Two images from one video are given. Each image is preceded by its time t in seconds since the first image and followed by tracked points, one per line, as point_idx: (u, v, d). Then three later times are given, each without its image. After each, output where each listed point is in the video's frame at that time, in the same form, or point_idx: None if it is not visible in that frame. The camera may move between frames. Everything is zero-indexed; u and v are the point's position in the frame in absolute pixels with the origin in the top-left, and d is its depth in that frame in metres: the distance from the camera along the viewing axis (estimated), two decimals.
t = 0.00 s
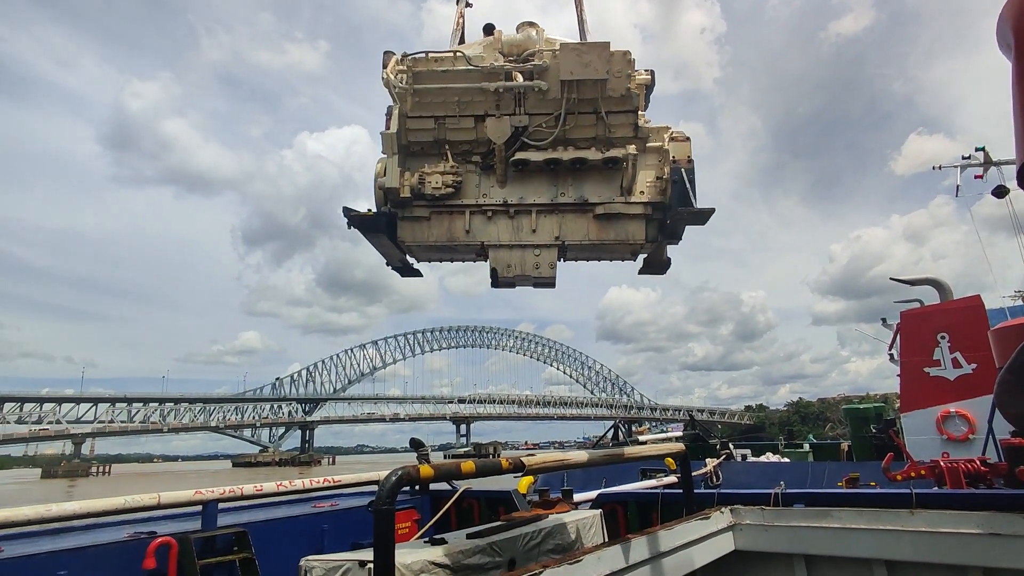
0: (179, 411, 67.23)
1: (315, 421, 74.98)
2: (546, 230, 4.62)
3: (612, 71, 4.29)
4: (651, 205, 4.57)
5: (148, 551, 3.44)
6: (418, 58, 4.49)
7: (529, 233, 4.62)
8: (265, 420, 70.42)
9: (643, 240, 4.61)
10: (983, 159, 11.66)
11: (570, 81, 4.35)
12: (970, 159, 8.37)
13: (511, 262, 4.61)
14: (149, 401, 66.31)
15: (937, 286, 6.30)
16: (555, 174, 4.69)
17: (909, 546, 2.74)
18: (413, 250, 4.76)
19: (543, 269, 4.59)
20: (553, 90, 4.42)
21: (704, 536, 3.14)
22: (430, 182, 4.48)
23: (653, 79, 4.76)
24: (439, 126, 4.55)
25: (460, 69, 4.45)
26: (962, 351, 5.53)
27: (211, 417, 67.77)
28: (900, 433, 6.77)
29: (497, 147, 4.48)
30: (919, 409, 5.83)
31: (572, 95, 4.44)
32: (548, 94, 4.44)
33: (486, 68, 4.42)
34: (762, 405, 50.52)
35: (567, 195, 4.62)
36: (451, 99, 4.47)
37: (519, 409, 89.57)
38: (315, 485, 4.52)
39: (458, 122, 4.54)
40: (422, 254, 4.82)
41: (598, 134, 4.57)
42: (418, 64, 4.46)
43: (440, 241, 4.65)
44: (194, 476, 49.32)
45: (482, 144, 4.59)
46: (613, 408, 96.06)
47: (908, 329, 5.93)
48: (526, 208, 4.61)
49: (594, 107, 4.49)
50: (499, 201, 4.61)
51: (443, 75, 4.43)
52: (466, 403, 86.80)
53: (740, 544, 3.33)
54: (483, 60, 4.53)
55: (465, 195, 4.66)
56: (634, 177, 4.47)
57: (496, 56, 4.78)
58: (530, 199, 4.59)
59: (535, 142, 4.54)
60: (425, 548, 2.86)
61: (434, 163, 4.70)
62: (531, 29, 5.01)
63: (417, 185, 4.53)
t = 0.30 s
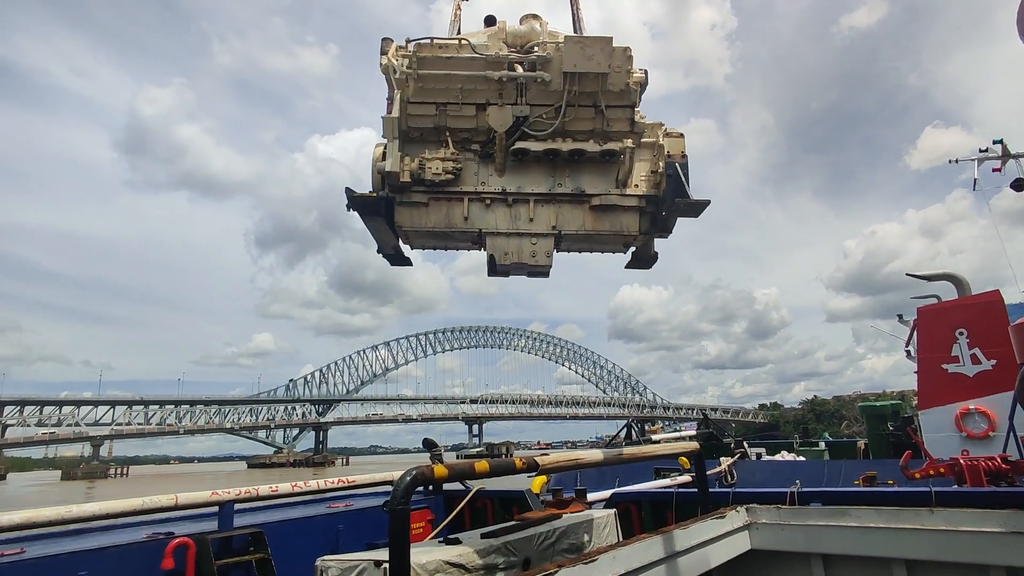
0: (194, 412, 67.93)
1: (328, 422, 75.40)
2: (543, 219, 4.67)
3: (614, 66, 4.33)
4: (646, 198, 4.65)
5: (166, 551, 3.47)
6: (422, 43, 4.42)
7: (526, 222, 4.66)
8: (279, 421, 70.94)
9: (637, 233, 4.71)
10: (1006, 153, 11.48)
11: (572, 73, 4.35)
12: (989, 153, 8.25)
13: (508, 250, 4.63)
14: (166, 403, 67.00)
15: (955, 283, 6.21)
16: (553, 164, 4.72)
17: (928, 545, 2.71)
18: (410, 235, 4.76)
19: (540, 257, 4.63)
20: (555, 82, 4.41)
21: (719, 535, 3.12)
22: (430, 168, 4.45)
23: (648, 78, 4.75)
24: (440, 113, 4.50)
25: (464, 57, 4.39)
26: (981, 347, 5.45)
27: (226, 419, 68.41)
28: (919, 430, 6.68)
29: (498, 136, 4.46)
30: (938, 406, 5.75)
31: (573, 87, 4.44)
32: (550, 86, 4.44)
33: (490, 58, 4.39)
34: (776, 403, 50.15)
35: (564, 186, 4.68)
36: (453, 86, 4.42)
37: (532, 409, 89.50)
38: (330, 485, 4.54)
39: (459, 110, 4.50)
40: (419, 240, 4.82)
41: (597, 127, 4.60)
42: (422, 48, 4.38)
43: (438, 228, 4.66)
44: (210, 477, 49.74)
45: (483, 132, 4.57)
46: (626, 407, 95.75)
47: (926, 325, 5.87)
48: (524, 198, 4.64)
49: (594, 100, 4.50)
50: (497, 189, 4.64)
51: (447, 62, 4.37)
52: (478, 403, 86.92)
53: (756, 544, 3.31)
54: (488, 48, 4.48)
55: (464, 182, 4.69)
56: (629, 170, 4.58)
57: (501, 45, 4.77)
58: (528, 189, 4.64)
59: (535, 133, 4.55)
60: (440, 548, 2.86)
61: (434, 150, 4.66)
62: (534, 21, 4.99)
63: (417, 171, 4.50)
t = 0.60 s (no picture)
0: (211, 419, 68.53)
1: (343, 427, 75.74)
2: (542, 217, 4.73)
3: (615, 69, 4.42)
4: (642, 199, 4.77)
5: (186, 557, 3.48)
6: (427, 38, 4.44)
7: (525, 219, 4.70)
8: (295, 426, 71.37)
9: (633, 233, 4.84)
10: None
11: (574, 75, 4.44)
12: (1008, 149, 8.12)
13: (507, 246, 4.65)
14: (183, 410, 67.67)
15: (976, 281, 6.12)
16: (551, 163, 4.80)
17: (953, 549, 2.65)
18: (408, 230, 4.72)
19: (537, 253, 4.66)
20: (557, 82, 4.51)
21: (738, 539, 3.09)
22: (432, 162, 4.45)
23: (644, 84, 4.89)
24: (442, 108, 4.53)
25: (469, 54, 4.44)
26: (1003, 346, 5.34)
27: (243, 425, 68.94)
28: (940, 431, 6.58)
29: (499, 133, 4.51)
30: (960, 406, 5.65)
31: (575, 89, 4.53)
32: (551, 86, 4.55)
33: (494, 57, 4.45)
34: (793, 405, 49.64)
35: (562, 185, 4.75)
36: (457, 82, 4.46)
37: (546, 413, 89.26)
38: (346, 491, 4.55)
39: (462, 107, 4.53)
40: (417, 234, 4.79)
41: (595, 129, 4.71)
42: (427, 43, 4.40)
43: (438, 223, 4.64)
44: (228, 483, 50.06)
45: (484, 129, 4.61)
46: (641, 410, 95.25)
47: (947, 325, 5.79)
48: (524, 195, 4.69)
49: (594, 102, 4.60)
50: (497, 185, 4.67)
51: (452, 58, 4.41)
52: (492, 407, 86.91)
53: (776, 547, 3.26)
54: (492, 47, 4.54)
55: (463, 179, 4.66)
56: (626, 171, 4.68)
57: (505, 44, 4.82)
58: (528, 187, 4.70)
59: (535, 132, 4.62)
60: (458, 553, 2.85)
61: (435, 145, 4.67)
62: (536, 24, 5.05)
63: (419, 165, 4.45)
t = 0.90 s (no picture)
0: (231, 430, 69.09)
1: (361, 437, 75.95)
2: (542, 217, 4.93)
3: (617, 78, 4.58)
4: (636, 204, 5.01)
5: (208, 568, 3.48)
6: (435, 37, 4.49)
7: (527, 219, 4.88)
8: (313, 437, 71.69)
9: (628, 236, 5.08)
10: None
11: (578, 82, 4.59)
12: None
13: (508, 245, 4.82)
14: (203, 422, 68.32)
15: (1003, 282, 5.99)
16: (551, 165, 4.96)
17: (986, 557, 2.58)
18: (413, 229, 4.86)
19: (537, 252, 4.83)
20: (561, 88, 4.66)
21: (764, 547, 3.03)
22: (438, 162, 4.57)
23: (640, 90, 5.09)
24: (449, 109, 4.63)
25: (477, 56, 4.52)
26: None
27: (262, 436, 69.39)
28: (969, 436, 6.42)
29: (504, 136, 4.66)
30: (990, 410, 5.51)
31: (577, 95, 4.70)
32: (555, 91, 4.68)
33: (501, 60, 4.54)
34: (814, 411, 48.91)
35: (562, 187, 4.93)
36: (464, 83, 4.55)
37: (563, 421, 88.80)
38: (366, 500, 4.54)
39: (468, 109, 4.64)
40: (421, 234, 4.93)
41: (594, 133, 4.88)
42: (434, 43, 4.45)
43: (441, 222, 4.78)
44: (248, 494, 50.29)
45: (489, 130, 4.75)
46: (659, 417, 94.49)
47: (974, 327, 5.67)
48: (525, 196, 4.87)
49: (595, 108, 4.78)
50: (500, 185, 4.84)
51: (459, 59, 4.48)
52: (509, 416, 86.69)
53: (801, 555, 3.19)
54: (499, 51, 4.64)
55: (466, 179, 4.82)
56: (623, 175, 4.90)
57: (511, 49, 4.89)
58: (529, 188, 4.88)
59: (537, 135, 4.75)
60: (479, 562, 2.82)
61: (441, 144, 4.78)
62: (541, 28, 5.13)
63: (425, 165, 4.59)
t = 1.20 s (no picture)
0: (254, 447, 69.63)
1: (382, 453, 76.04)
2: (541, 225, 5.76)
3: (615, 93, 5.43)
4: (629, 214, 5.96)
5: None
6: (450, 51, 5.28)
7: (528, 226, 5.71)
8: (335, 453, 71.96)
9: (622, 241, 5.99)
10: None
11: (579, 94, 5.41)
12: None
13: (510, 249, 5.60)
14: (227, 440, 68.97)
15: None
16: (552, 178, 5.87)
17: None
18: (415, 229, 5.52)
19: (536, 258, 5.69)
20: (560, 101, 5.45)
21: (794, 565, 2.92)
22: (444, 167, 5.32)
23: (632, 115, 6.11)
24: (456, 116, 5.38)
25: (485, 67, 5.27)
26: None
27: (284, 453, 69.81)
28: (1005, 445, 6.20)
29: (509, 141, 5.44)
30: None
31: (578, 108, 5.51)
32: (557, 104, 5.47)
33: (510, 73, 5.33)
34: (841, 420, 47.91)
35: (561, 197, 5.82)
36: (472, 92, 5.31)
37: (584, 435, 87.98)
38: (388, 518, 4.48)
39: (474, 118, 5.41)
40: (420, 233, 5.58)
41: (593, 146, 5.76)
42: (449, 58, 5.27)
43: (445, 223, 5.51)
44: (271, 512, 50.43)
45: (493, 136, 5.51)
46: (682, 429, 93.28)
47: (1006, 331, 5.50)
48: (527, 204, 5.72)
49: (594, 122, 5.63)
50: (504, 194, 5.67)
51: (469, 69, 5.25)
52: (530, 430, 86.23)
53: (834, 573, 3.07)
54: (506, 63, 5.38)
55: (469, 185, 5.58)
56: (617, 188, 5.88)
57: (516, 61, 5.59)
58: (531, 197, 5.73)
59: (539, 144, 5.60)
60: None
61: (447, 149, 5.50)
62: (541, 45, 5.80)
63: (431, 169, 5.31)
